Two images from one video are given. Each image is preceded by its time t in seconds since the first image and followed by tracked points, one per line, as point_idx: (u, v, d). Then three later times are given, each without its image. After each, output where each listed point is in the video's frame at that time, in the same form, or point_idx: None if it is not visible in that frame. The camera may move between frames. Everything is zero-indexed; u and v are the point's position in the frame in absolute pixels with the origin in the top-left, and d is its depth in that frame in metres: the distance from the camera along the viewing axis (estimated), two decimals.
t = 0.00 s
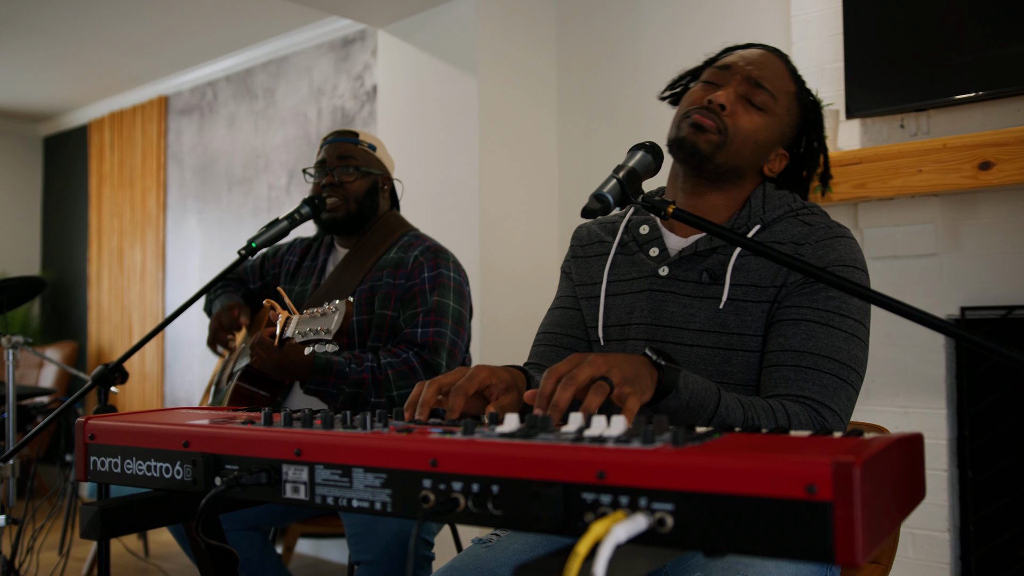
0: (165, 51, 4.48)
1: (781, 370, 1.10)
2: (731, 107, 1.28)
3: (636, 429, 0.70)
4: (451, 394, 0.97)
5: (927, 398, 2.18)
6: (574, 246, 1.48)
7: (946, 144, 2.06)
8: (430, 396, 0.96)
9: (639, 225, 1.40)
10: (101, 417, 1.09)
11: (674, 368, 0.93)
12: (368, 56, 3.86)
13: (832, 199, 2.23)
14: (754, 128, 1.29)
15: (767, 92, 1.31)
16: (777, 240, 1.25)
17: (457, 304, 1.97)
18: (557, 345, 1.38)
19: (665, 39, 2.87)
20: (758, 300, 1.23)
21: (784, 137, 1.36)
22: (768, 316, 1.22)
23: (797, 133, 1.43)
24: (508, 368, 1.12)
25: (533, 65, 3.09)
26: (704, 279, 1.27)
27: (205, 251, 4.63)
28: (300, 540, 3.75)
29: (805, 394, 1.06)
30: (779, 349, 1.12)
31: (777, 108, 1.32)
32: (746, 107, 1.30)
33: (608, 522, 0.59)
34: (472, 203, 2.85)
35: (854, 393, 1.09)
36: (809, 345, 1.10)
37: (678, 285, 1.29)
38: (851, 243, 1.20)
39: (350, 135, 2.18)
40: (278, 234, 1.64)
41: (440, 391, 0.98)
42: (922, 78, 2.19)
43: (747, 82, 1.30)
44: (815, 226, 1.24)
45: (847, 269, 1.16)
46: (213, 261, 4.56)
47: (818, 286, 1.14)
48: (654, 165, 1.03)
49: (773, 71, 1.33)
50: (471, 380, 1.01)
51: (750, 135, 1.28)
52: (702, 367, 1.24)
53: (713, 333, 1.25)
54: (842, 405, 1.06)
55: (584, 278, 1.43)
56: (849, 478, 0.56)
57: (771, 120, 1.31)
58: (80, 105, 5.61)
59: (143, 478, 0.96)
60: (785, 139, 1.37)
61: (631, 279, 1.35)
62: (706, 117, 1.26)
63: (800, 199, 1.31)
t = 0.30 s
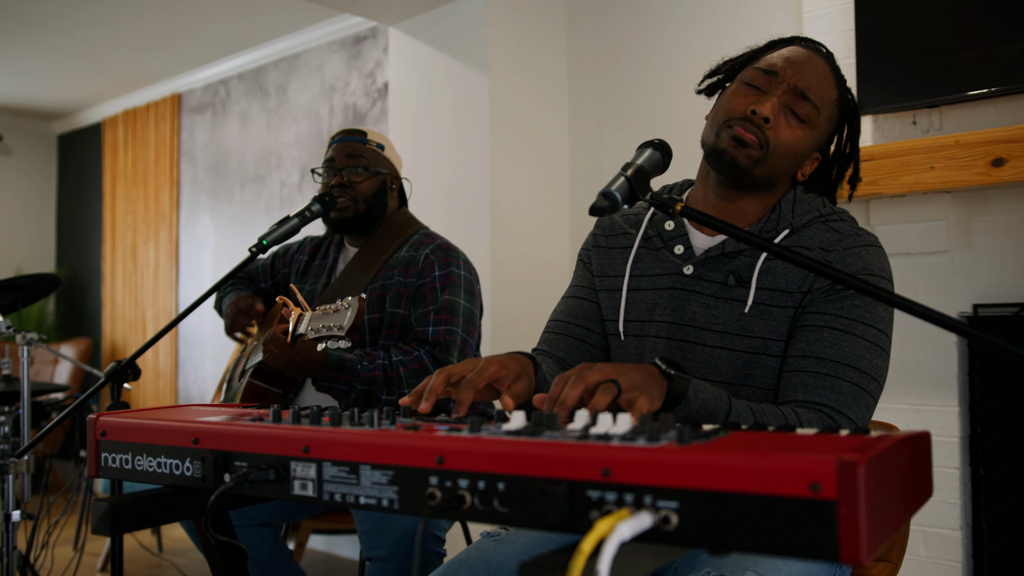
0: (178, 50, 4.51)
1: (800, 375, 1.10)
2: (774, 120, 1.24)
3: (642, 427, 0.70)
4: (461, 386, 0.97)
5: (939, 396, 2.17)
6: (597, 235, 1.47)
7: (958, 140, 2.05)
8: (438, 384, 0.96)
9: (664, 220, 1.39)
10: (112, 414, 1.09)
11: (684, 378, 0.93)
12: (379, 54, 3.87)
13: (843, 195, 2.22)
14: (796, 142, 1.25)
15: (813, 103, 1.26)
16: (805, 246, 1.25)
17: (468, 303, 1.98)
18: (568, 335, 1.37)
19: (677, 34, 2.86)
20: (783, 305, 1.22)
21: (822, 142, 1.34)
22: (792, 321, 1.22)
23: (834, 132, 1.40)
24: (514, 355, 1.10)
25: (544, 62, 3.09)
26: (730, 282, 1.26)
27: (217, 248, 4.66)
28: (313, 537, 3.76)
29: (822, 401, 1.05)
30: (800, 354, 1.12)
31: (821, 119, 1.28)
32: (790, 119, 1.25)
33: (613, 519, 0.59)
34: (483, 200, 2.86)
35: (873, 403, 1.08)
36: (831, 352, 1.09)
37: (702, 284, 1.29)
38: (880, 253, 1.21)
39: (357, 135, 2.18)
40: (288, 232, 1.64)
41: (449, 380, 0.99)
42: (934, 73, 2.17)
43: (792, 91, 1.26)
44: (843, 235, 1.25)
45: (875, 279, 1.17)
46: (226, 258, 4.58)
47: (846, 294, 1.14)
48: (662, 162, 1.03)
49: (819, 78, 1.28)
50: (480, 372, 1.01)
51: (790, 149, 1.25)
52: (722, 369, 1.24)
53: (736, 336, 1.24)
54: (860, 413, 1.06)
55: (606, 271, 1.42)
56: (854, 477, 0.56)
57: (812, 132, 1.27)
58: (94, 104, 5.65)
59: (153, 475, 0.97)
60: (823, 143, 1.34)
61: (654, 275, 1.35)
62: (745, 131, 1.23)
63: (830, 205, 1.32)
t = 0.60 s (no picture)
0: (190, 47, 4.53)
1: (813, 369, 1.09)
2: (801, 130, 1.22)
3: (651, 423, 0.70)
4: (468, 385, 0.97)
5: (951, 392, 2.15)
6: (608, 227, 1.46)
7: (971, 135, 2.03)
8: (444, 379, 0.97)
9: (676, 216, 1.38)
10: (127, 408, 1.11)
11: (698, 373, 0.94)
12: (391, 51, 3.88)
13: (856, 190, 2.21)
14: (819, 148, 1.25)
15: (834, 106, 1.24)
16: (819, 241, 1.25)
17: (479, 301, 1.98)
18: (577, 330, 1.37)
19: (690, 29, 2.85)
20: (798, 300, 1.22)
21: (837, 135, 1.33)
22: (806, 316, 1.21)
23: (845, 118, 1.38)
24: (520, 349, 1.11)
25: (555, 58, 3.09)
26: (744, 278, 1.26)
27: (231, 245, 4.68)
28: (325, 532, 3.79)
29: (833, 395, 1.05)
30: (812, 348, 1.12)
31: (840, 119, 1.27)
32: (815, 125, 1.24)
33: (621, 513, 0.60)
34: (494, 196, 2.86)
35: (885, 397, 1.08)
36: (842, 345, 1.09)
37: (716, 280, 1.29)
38: (893, 248, 1.21)
39: (372, 130, 2.19)
40: (300, 229, 1.65)
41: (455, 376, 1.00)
42: (948, 68, 2.16)
43: (814, 98, 1.24)
44: (857, 231, 1.24)
45: (888, 275, 1.16)
46: (239, 254, 4.61)
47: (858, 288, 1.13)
48: (671, 158, 1.03)
49: (837, 77, 1.26)
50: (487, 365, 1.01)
51: (814, 155, 1.24)
52: (735, 365, 1.24)
53: (750, 332, 1.24)
54: (871, 407, 1.05)
55: (617, 265, 1.42)
56: (862, 471, 0.56)
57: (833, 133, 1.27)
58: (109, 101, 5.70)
59: (166, 469, 0.98)
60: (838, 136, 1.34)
61: (668, 271, 1.35)
62: (773, 145, 1.23)
63: (844, 200, 1.31)
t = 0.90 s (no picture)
0: (203, 45, 4.56)
1: (816, 355, 1.09)
2: (735, 109, 1.23)
3: (656, 417, 0.70)
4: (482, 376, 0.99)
5: (964, 388, 2.14)
6: (606, 240, 1.46)
7: (984, 131, 2.02)
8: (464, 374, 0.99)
9: (669, 217, 1.39)
10: (140, 403, 1.12)
11: (707, 362, 0.92)
12: (403, 48, 3.89)
13: (868, 186, 2.20)
14: (764, 125, 1.25)
15: (771, 82, 1.25)
16: (809, 228, 1.24)
17: (491, 296, 1.99)
18: (594, 338, 1.38)
19: (703, 25, 2.84)
20: (791, 287, 1.21)
21: (802, 113, 1.31)
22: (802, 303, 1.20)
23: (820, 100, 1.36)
24: (541, 359, 1.11)
25: (566, 55, 3.09)
26: (737, 270, 1.26)
27: (244, 242, 4.71)
28: (338, 528, 3.81)
29: (841, 379, 1.04)
30: (813, 335, 1.11)
31: (786, 94, 1.27)
32: (751, 104, 1.25)
33: (627, 506, 0.60)
34: (505, 193, 2.86)
35: (893, 377, 1.07)
36: (844, 330, 1.08)
37: (710, 275, 1.28)
38: (884, 227, 1.18)
39: (387, 127, 2.21)
40: (311, 225, 1.66)
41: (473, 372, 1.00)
42: (962, 63, 2.14)
43: (746, 77, 1.25)
44: (847, 213, 1.22)
45: (879, 254, 1.13)
46: (252, 252, 4.63)
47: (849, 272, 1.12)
48: (680, 154, 1.02)
49: (772, 53, 1.27)
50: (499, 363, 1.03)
51: (758, 133, 1.24)
52: (734, 355, 1.24)
53: (746, 322, 1.23)
54: (881, 387, 1.05)
55: (617, 272, 1.42)
56: (867, 465, 0.56)
57: (781, 109, 1.26)
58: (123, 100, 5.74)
59: (177, 463, 0.98)
60: (804, 114, 1.32)
61: (663, 271, 1.35)
62: (710, 128, 1.24)
63: (832, 185, 1.30)
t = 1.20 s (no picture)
0: (217, 44, 4.58)
1: (836, 351, 1.09)
2: (741, 110, 1.23)
3: (666, 415, 0.70)
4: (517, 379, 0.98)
5: (979, 386, 2.12)
6: (609, 244, 1.46)
7: (999, 127, 2.00)
8: (504, 381, 0.97)
9: (667, 217, 1.38)
10: (153, 400, 1.13)
11: (735, 371, 0.93)
12: (416, 46, 3.89)
13: (881, 183, 2.17)
14: (767, 122, 1.24)
15: (767, 78, 1.25)
16: (805, 220, 1.23)
17: (502, 296, 1.98)
18: (595, 343, 1.38)
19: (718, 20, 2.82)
20: (790, 279, 1.20)
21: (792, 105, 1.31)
22: (805, 295, 1.19)
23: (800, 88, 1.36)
24: (567, 362, 1.10)
25: (579, 52, 3.08)
26: (734, 264, 1.25)
27: (258, 240, 4.73)
28: (351, 525, 3.82)
29: (864, 371, 1.04)
30: (829, 330, 1.10)
31: (782, 88, 1.27)
32: (754, 102, 1.24)
33: (634, 504, 0.60)
34: (518, 190, 2.86)
35: (912, 363, 1.06)
36: (859, 322, 1.08)
37: (708, 271, 1.28)
38: (882, 213, 1.17)
39: (403, 124, 2.21)
40: (323, 223, 1.66)
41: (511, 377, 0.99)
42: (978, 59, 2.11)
43: (744, 76, 1.25)
44: (843, 203, 1.21)
45: (880, 241, 1.12)
46: (266, 250, 4.65)
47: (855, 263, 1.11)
48: (690, 151, 1.02)
49: (763, 50, 1.27)
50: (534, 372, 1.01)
51: (764, 131, 1.24)
52: (737, 350, 1.23)
53: (747, 315, 1.23)
54: (903, 374, 1.04)
55: (620, 274, 1.41)
56: (874, 463, 0.55)
57: (780, 104, 1.26)
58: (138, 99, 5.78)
59: (190, 459, 0.99)
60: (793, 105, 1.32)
61: (663, 270, 1.34)
62: (721, 131, 1.22)
63: (825, 176, 1.30)
